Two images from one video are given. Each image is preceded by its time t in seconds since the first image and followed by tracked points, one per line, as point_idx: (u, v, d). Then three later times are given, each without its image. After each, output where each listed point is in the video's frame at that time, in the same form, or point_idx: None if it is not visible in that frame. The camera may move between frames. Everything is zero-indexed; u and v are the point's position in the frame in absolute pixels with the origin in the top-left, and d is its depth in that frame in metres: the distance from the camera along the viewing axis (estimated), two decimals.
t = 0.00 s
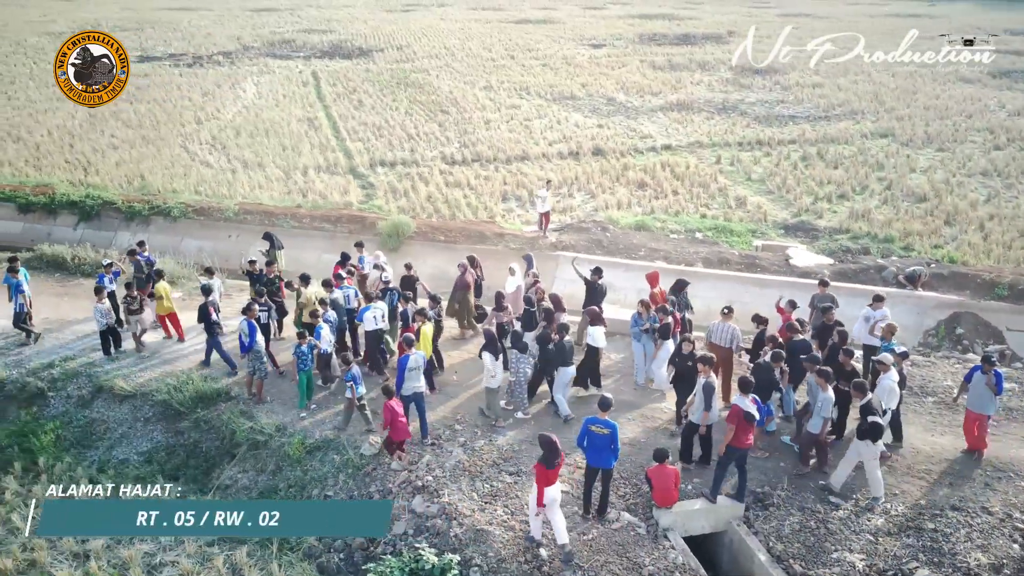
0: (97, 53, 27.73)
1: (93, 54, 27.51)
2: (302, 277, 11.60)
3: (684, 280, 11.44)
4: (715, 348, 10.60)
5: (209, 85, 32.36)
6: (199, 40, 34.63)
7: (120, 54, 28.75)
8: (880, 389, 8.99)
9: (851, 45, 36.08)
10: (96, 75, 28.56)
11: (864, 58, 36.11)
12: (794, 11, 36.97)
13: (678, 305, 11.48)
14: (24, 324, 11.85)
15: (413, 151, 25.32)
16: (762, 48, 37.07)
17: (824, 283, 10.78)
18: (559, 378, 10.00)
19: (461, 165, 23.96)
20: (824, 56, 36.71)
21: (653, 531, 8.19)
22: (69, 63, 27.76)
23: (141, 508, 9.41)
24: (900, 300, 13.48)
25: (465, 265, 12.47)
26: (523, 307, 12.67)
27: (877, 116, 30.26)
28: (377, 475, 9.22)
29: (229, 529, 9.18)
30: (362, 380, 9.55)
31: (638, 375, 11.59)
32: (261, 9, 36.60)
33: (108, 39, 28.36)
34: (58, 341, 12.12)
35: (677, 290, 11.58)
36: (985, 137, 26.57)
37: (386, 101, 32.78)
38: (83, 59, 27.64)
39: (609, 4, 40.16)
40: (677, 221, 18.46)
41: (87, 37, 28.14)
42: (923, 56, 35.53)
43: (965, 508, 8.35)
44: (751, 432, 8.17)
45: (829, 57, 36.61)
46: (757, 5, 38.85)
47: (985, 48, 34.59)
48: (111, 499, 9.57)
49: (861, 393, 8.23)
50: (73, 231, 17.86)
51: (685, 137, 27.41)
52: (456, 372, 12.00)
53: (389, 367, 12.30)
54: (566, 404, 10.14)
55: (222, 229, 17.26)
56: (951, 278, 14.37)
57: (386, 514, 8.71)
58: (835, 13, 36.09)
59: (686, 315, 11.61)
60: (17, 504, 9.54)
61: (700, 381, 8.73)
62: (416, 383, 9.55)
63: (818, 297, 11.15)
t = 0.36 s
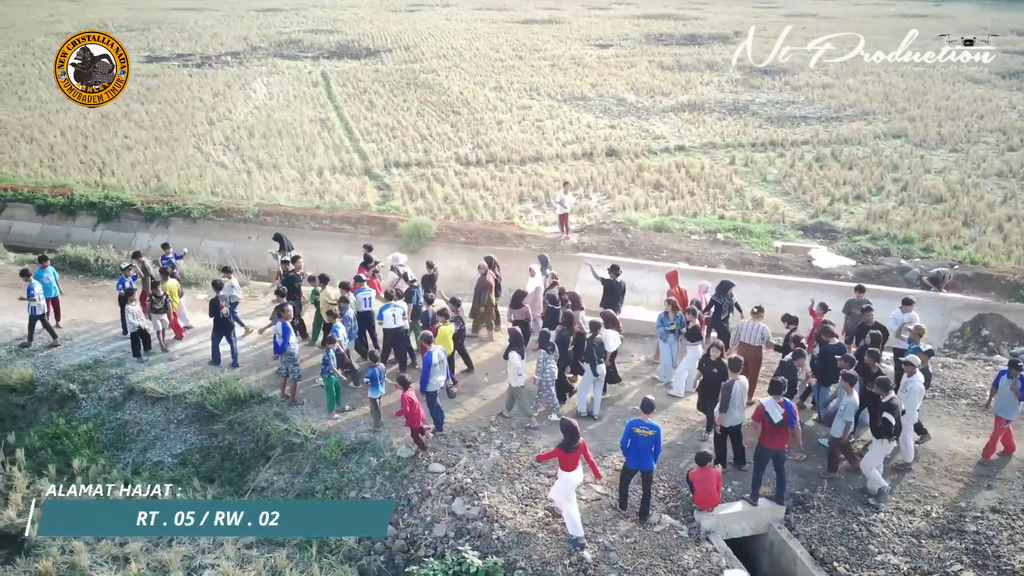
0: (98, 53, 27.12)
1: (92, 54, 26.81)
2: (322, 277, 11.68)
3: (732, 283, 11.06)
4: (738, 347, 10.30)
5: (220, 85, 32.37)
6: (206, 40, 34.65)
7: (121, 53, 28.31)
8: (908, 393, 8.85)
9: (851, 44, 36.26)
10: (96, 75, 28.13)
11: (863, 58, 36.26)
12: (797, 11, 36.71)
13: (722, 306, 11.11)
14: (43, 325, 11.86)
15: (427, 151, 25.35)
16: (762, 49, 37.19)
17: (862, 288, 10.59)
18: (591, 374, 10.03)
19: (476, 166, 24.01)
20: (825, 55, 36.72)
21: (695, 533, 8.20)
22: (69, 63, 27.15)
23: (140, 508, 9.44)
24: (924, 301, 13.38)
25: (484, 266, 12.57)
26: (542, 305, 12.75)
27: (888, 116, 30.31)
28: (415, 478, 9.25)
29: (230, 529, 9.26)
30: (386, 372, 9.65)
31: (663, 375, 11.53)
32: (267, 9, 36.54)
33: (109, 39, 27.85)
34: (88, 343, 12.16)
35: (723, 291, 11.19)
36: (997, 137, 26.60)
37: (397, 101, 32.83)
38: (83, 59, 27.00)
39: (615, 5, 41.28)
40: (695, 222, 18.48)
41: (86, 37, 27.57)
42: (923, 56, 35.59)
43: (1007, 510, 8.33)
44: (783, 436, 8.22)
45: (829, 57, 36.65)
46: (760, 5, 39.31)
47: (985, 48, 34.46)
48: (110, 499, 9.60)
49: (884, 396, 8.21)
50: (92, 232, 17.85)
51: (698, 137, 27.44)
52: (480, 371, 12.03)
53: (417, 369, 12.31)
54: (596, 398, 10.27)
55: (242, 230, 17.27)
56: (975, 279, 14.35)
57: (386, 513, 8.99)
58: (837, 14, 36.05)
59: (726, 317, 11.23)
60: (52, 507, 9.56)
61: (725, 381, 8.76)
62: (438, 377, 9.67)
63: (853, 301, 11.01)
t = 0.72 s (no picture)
0: (97, 53, 26.46)
1: (92, 54, 26.10)
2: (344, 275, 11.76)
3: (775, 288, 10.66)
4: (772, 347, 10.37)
5: (226, 85, 32.20)
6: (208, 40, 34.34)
7: (121, 53, 27.51)
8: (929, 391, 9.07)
9: (852, 44, 34.74)
10: (97, 74, 27.62)
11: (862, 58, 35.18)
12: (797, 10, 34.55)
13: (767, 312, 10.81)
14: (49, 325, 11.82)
15: (438, 152, 25.31)
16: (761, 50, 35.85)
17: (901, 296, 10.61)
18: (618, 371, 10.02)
19: (487, 166, 23.99)
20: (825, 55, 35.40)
21: (740, 533, 8.24)
22: (69, 63, 26.41)
23: (141, 508, 9.52)
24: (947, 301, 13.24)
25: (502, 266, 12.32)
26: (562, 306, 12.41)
27: (895, 117, 30.37)
28: (456, 478, 9.27)
29: (230, 529, 9.28)
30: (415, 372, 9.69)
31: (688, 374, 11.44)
32: (265, 9, 36.08)
33: (109, 38, 27.03)
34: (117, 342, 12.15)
35: (767, 297, 10.90)
36: (1006, 138, 26.66)
37: (404, 102, 32.76)
38: (83, 60, 26.31)
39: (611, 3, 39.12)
40: (713, 222, 18.49)
41: (86, 36, 26.74)
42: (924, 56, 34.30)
43: None
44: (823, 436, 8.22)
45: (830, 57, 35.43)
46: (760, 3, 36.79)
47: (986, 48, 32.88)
48: (111, 499, 9.68)
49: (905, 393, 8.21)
50: (110, 233, 17.78)
51: (708, 138, 27.43)
52: (492, 371, 11.95)
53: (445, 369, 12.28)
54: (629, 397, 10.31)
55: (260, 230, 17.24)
56: (998, 279, 14.39)
57: (386, 512, 9.15)
58: (836, 14, 34.20)
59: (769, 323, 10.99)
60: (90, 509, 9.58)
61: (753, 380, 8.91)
62: (458, 373, 9.79)
63: (893, 308, 11.04)
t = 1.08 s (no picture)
0: (98, 53, 27.07)
1: (92, 54, 26.81)
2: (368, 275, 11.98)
3: (812, 292, 10.49)
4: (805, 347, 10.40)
5: (235, 85, 32.31)
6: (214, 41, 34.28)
7: (120, 53, 28.13)
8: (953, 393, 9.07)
9: (851, 44, 35.32)
10: (97, 75, 28.22)
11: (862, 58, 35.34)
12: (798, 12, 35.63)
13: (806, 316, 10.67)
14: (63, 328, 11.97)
15: (450, 152, 25.43)
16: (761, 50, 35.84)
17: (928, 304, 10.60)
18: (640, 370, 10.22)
19: (500, 167, 24.09)
20: (825, 56, 35.64)
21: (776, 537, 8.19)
22: (70, 62, 27.18)
23: (140, 508, 9.55)
24: (970, 304, 13.13)
25: (518, 268, 12.30)
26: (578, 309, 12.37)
27: (905, 117, 30.47)
28: (487, 480, 9.27)
29: (230, 529, 9.33)
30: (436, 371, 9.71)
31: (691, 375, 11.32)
32: (269, 9, 36.05)
33: (108, 39, 27.73)
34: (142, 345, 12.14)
35: (806, 299, 10.75)
36: (1017, 138, 26.71)
37: (414, 101, 32.94)
38: (83, 59, 26.99)
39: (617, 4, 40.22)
40: (729, 223, 18.53)
41: (86, 37, 27.42)
42: (922, 57, 34.51)
43: None
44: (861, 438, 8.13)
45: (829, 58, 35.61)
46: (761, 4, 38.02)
47: (984, 48, 33.65)
48: (109, 499, 9.72)
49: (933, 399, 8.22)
50: (127, 234, 17.78)
51: (719, 138, 27.54)
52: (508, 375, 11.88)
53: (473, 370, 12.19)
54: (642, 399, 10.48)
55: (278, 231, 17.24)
56: (1020, 282, 14.37)
57: (389, 514, 9.30)
58: (837, 14, 35.59)
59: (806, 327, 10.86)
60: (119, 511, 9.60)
61: (784, 380, 8.96)
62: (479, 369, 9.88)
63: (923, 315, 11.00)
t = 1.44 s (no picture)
0: (98, 52, 26.05)
1: (93, 54, 25.87)
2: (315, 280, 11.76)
3: (767, 283, 11.03)
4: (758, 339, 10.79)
5: (160, 88, 31.17)
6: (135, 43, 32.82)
7: (122, 54, 27.08)
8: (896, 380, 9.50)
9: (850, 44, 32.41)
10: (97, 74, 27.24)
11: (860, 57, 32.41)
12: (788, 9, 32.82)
13: (762, 308, 11.15)
14: None
15: (389, 155, 25.12)
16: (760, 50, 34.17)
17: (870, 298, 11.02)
18: (588, 367, 10.61)
19: (440, 169, 23.93)
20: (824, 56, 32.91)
21: (742, 524, 8.40)
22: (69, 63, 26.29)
23: (139, 509, 9.48)
24: (903, 293, 13.76)
25: (464, 269, 12.44)
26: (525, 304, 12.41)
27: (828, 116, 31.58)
28: (455, 483, 9.25)
29: (230, 529, 9.29)
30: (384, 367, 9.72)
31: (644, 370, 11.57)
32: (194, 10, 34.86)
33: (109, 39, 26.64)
34: (84, 358, 11.70)
35: (762, 291, 11.27)
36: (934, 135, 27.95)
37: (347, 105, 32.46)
38: (83, 60, 26.13)
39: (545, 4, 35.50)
40: (670, 221, 18.87)
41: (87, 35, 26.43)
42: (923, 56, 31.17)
43: None
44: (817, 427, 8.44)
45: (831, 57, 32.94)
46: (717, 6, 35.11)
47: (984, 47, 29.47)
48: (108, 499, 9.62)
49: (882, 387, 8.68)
50: (57, 243, 17.05)
51: (654, 138, 27.98)
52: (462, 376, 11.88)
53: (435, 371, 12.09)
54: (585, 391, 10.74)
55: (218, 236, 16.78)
56: (949, 271, 15.06)
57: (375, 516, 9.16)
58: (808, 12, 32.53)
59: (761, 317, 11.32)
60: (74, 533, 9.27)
61: (743, 369, 9.21)
62: (422, 367, 9.86)
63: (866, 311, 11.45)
